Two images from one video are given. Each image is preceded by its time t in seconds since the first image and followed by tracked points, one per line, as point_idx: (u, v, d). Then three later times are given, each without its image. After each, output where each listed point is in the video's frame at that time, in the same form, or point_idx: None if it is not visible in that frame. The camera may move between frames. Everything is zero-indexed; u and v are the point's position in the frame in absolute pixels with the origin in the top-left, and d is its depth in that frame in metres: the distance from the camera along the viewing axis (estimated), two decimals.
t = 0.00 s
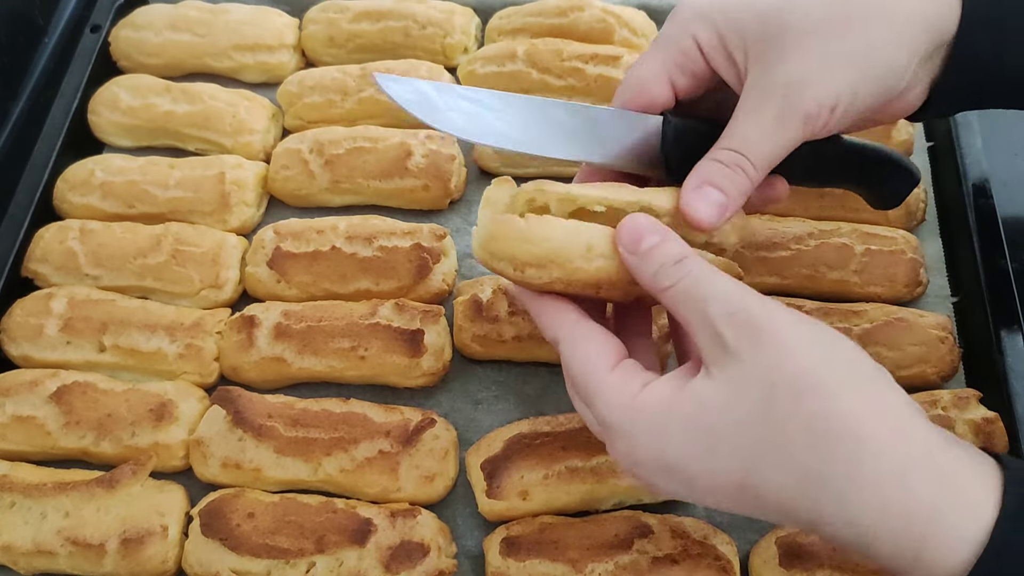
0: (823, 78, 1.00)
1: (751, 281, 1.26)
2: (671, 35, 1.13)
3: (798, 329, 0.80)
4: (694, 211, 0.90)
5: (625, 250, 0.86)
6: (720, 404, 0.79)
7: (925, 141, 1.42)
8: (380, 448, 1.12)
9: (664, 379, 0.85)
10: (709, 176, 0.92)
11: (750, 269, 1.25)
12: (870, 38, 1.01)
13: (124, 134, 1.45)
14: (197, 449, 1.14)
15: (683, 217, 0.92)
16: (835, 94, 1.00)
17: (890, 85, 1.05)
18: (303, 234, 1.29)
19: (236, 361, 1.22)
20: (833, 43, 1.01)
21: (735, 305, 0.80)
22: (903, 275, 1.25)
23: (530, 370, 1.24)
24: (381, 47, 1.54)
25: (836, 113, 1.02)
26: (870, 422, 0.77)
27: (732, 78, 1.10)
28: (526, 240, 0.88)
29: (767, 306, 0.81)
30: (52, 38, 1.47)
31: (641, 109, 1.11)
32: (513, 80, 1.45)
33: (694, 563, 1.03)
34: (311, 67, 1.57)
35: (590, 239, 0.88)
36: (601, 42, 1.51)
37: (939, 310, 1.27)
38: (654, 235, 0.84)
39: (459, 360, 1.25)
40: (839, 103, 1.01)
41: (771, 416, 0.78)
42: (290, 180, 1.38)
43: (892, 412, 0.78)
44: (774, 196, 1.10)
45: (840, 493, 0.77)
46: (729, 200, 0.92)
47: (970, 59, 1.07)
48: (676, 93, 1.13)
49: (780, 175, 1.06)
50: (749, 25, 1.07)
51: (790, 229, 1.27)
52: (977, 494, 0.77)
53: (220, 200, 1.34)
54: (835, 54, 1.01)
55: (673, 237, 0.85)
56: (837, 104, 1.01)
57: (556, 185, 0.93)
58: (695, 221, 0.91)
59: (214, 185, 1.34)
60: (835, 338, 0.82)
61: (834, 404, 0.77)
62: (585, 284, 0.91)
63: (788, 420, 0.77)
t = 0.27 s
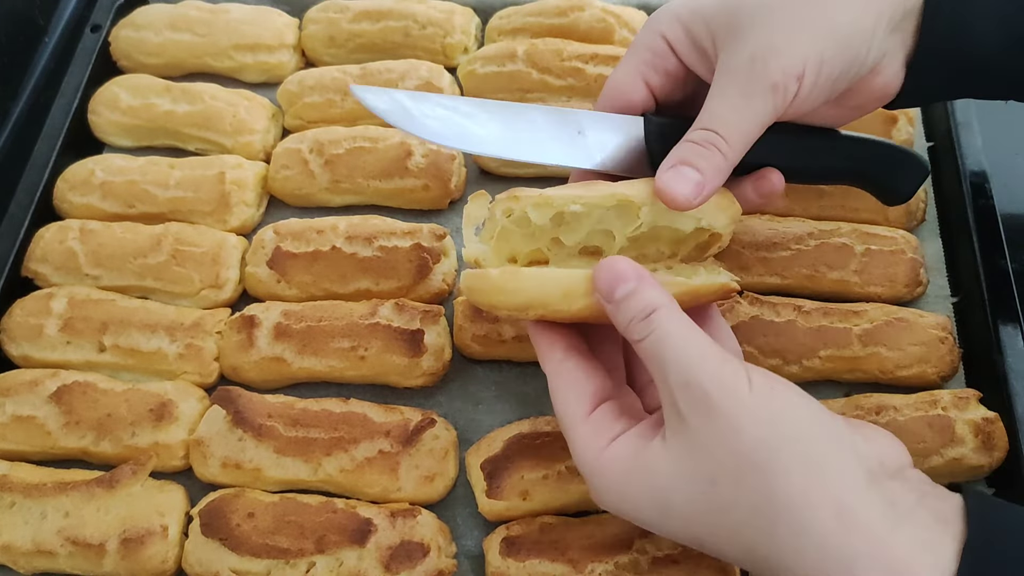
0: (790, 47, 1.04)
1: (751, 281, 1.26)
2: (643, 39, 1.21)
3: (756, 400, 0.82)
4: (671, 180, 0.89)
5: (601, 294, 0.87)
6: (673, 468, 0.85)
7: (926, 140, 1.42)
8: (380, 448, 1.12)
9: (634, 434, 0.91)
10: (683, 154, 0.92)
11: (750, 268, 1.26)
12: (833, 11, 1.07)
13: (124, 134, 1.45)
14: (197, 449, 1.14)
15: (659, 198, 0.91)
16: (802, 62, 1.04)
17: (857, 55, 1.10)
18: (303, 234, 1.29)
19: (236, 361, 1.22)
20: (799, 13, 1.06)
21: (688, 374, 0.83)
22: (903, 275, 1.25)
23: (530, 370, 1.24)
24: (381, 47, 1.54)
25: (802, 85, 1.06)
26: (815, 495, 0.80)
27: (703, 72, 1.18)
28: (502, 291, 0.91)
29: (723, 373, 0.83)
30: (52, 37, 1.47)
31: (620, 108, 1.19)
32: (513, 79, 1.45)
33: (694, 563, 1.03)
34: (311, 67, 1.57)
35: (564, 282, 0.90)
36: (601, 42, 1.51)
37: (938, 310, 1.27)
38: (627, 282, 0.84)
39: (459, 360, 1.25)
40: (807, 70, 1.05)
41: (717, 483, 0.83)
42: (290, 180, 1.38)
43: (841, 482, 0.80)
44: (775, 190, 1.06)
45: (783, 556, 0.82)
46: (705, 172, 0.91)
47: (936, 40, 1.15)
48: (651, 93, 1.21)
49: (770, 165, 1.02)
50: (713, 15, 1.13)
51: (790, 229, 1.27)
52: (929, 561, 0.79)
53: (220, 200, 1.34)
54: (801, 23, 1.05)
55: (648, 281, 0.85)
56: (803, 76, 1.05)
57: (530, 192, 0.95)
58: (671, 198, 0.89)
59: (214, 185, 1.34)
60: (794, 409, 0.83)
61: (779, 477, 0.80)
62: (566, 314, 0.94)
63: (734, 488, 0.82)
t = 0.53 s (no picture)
0: (781, 37, 1.04)
1: (751, 281, 1.26)
2: (634, 39, 1.21)
3: (746, 423, 0.81)
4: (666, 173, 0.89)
5: (593, 310, 0.86)
6: (666, 489, 0.84)
7: (926, 140, 1.42)
8: (380, 448, 1.12)
9: (628, 450, 0.90)
10: (676, 149, 0.92)
11: (750, 268, 1.26)
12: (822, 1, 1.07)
13: (124, 134, 1.45)
14: (197, 449, 1.14)
15: (651, 189, 0.91)
16: (792, 52, 1.05)
17: (846, 46, 1.10)
18: (303, 234, 1.29)
19: (236, 361, 1.22)
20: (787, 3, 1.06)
21: (676, 397, 0.81)
22: (903, 275, 1.24)
23: (530, 370, 1.24)
24: (381, 47, 1.54)
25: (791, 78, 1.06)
26: (805, 522, 0.79)
27: (695, 69, 1.18)
28: (497, 310, 0.94)
29: (711, 394, 0.82)
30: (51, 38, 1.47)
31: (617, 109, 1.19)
32: (513, 79, 1.45)
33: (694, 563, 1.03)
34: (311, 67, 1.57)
35: (554, 301, 0.92)
36: (601, 42, 1.51)
37: (938, 310, 1.27)
38: (619, 298, 0.83)
39: (459, 360, 1.25)
40: (797, 61, 1.05)
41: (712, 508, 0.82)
42: (290, 180, 1.38)
43: (832, 508, 0.79)
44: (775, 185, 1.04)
45: None
46: (697, 166, 0.91)
47: (928, 32, 1.15)
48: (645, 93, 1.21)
49: (770, 159, 1.02)
50: (702, 9, 1.13)
51: (790, 229, 1.27)
52: None
53: (220, 200, 1.34)
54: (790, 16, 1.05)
55: (639, 297, 0.85)
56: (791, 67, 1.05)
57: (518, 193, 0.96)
58: (664, 190, 0.90)
59: (214, 185, 1.34)
60: (785, 431, 0.81)
61: (769, 503, 0.79)
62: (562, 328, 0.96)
63: (726, 512, 0.81)
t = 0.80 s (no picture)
0: (785, 37, 1.04)
1: (751, 281, 1.26)
2: (637, 41, 1.21)
3: (751, 418, 0.81)
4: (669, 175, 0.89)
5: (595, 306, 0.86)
6: (670, 486, 0.84)
7: (926, 140, 1.42)
8: (380, 447, 1.12)
9: (631, 447, 0.90)
10: (680, 149, 0.92)
11: (750, 268, 1.26)
12: (827, 0, 1.07)
13: (124, 134, 1.45)
14: (197, 449, 1.14)
15: (655, 186, 0.91)
16: (796, 51, 1.05)
17: (850, 45, 1.10)
18: (303, 234, 1.29)
19: (236, 361, 1.22)
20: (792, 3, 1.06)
21: (682, 394, 0.81)
22: (903, 275, 1.24)
23: (530, 370, 1.24)
24: (381, 47, 1.54)
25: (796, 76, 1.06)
26: (809, 518, 0.79)
27: (700, 67, 1.19)
28: (499, 307, 0.94)
29: (717, 390, 0.81)
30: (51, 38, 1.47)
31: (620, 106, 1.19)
32: (513, 79, 1.45)
33: (694, 563, 1.03)
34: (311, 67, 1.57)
35: (556, 299, 0.92)
36: (601, 42, 1.51)
37: (938, 310, 1.27)
38: (623, 295, 0.83)
39: (459, 360, 1.25)
40: (801, 60, 1.05)
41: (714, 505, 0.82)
42: (290, 180, 1.37)
43: (836, 504, 0.79)
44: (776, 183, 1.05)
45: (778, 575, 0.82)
46: (701, 166, 0.91)
47: (930, 29, 1.15)
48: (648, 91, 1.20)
49: (774, 158, 1.03)
50: (707, 7, 1.13)
51: (790, 229, 1.27)
52: None
53: (220, 200, 1.34)
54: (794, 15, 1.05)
55: (644, 293, 0.84)
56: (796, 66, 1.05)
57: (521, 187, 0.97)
58: (669, 188, 0.90)
59: (214, 185, 1.34)
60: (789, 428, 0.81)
61: (773, 503, 0.79)
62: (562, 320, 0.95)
63: (730, 510, 0.81)
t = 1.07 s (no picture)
0: (795, 52, 1.03)
1: (750, 281, 1.26)
2: (661, 14, 1.18)
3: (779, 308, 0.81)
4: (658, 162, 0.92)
5: (591, 267, 0.87)
6: (707, 384, 0.81)
7: (926, 140, 1.42)
8: (380, 448, 1.12)
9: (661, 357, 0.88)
10: (673, 136, 0.94)
11: (750, 268, 1.25)
12: (846, 20, 1.05)
13: (124, 134, 1.44)
14: (197, 449, 1.14)
15: (646, 177, 0.94)
16: (805, 68, 1.03)
17: (863, 67, 1.08)
18: (303, 234, 1.29)
19: (236, 361, 1.22)
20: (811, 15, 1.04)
21: (713, 299, 0.82)
22: (903, 275, 1.24)
23: (530, 370, 1.24)
24: (381, 47, 1.54)
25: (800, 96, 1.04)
26: (856, 388, 0.76)
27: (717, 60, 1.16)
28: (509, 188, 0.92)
29: (745, 298, 0.82)
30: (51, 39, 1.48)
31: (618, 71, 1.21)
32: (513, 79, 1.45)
33: (694, 563, 1.02)
34: (311, 67, 1.56)
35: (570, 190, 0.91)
36: (601, 42, 1.51)
37: (938, 310, 1.26)
38: (622, 252, 0.84)
39: (459, 360, 1.25)
40: (808, 79, 1.03)
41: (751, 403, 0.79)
42: (290, 180, 1.37)
43: (880, 376, 0.77)
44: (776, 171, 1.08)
45: (820, 479, 0.78)
46: (693, 158, 0.93)
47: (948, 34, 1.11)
48: (655, 66, 1.20)
49: (776, 148, 1.05)
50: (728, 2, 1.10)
51: (790, 229, 1.27)
52: (968, 450, 0.75)
53: (220, 200, 1.34)
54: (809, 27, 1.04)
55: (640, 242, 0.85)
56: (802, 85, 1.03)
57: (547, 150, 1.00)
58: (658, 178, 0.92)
59: (214, 185, 1.34)
60: (819, 320, 0.81)
61: (822, 376, 0.77)
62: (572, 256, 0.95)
63: (768, 409, 0.78)
